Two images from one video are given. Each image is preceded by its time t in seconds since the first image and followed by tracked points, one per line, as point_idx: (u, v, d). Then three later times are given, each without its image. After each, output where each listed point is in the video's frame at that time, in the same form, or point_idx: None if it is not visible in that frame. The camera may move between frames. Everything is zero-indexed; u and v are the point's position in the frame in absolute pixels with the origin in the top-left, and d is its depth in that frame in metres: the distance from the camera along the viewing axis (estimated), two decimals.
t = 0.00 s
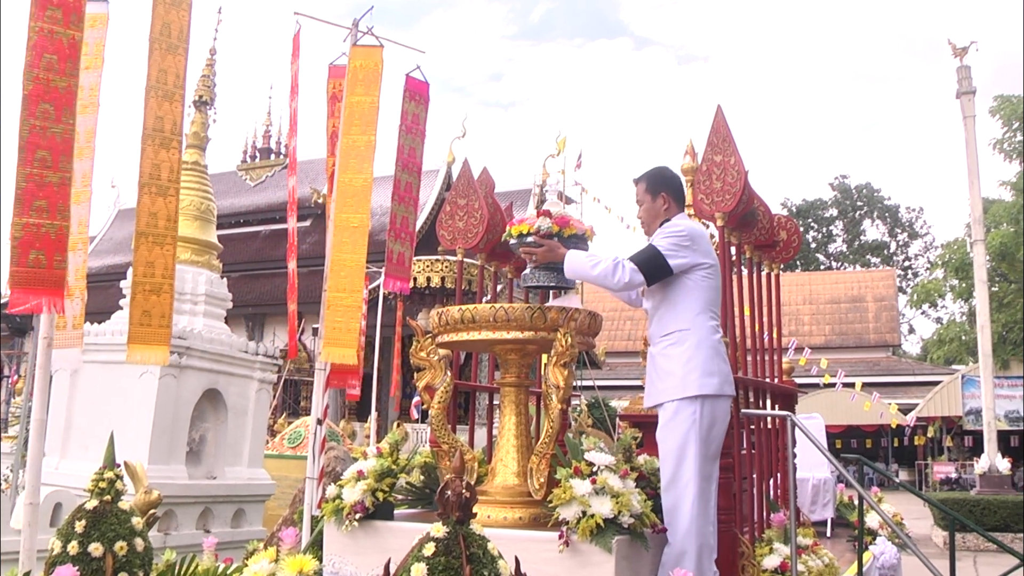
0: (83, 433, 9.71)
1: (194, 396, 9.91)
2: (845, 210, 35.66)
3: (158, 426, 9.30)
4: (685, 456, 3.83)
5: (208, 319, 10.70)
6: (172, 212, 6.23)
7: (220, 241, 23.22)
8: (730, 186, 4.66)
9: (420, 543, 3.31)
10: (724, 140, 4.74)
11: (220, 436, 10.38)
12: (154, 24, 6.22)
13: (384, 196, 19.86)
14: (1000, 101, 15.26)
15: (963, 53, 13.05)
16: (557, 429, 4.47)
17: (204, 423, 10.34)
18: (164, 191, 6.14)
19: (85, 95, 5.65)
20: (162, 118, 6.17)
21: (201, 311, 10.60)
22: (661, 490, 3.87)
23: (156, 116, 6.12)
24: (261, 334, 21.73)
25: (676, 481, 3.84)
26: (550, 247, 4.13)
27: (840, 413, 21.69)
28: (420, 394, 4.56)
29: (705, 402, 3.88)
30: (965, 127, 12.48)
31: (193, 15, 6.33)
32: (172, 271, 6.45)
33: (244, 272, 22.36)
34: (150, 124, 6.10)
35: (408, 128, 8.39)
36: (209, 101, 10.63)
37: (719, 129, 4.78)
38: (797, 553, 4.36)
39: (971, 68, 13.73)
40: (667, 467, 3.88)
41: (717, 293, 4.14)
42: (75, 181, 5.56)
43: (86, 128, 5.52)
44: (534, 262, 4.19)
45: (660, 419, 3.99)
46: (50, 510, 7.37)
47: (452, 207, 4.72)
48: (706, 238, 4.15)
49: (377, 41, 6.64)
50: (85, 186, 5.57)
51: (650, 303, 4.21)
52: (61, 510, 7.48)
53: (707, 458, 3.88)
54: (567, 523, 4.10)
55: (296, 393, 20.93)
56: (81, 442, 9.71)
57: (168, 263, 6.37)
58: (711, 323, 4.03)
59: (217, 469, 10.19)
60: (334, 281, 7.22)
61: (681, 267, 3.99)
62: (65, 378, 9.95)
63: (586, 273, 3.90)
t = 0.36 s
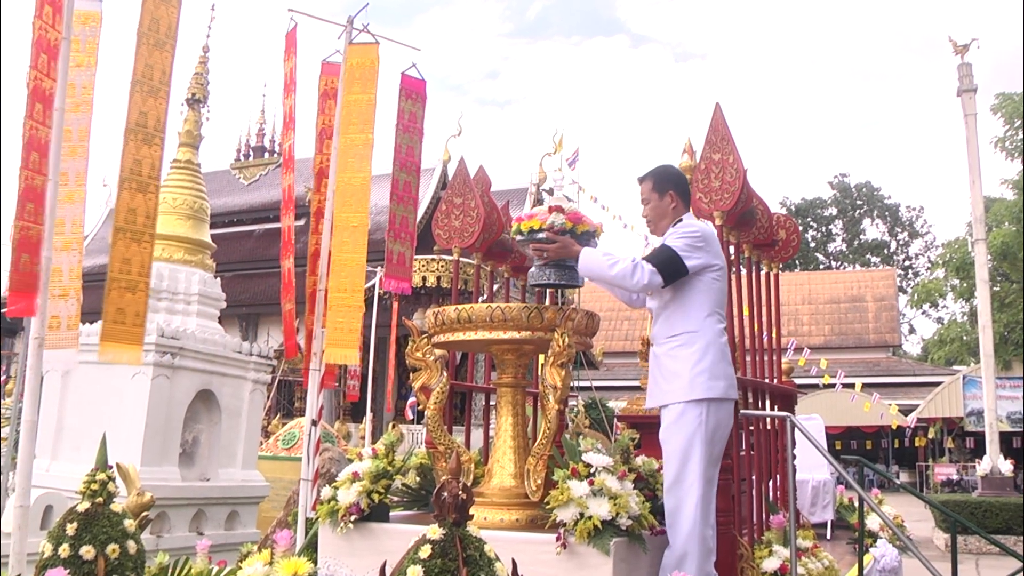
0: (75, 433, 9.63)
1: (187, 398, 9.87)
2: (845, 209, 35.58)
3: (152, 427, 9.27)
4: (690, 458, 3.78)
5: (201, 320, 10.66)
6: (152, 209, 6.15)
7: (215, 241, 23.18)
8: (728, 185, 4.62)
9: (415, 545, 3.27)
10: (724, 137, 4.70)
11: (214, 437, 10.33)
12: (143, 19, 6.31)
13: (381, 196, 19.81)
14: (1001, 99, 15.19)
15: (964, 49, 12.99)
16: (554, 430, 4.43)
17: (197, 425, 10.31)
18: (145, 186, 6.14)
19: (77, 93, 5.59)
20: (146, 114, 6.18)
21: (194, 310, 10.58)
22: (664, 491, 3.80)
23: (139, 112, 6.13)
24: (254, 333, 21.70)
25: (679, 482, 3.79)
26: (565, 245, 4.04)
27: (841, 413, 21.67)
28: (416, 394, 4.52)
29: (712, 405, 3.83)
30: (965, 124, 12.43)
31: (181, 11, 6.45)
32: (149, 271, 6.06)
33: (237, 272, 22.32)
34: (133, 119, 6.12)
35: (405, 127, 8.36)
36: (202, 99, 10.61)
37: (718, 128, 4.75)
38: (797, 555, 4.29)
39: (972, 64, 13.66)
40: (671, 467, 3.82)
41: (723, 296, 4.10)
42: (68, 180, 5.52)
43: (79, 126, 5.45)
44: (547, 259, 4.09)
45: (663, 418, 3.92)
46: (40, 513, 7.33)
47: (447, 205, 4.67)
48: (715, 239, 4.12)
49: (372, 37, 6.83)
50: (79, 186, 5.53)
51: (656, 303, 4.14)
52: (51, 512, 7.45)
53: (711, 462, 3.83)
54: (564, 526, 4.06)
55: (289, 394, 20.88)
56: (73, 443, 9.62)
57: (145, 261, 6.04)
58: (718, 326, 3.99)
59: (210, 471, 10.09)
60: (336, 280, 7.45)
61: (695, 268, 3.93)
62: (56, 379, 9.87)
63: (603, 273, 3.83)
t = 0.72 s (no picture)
0: (57, 439, 9.55)
1: (174, 402, 9.76)
2: (850, 208, 35.34)
3: (138, 431, 9.15)
4: (703, 465, 3.60)
5: (189, 321, 10.57)
6: (121, 205, 6.13)
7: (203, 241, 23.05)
8: (730, 183, 4.50)
9: (409, 551, 3.17)
10: (725, 135, 4.59)
11: (202, 442, 10.22)
12: (125, 10, 6.13)
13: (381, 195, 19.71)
14: (1011, 96, 15.00)
15: (974, 46, 12.82)
16: (551, 435, 4.31)
17: (185, 429, 10.20)
18: (116, 182, 6.03)
19: (58, 88, 5.50)
20: (122, 107, 6.15)
21: (182, 312, 10.51)
22: (675, 498, 3.60)
23: (115, 105, 6.10)
24: (243, 336, 21.63)
25: (692, 491, 3.61)
26: (591, 242, 3.70)
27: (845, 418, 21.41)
28: (409, 398, 4.40)
29: (725, 413, 3.68)
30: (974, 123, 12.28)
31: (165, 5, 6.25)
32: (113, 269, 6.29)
33: (228, 272, 22.25)
34: (108, 112, 6.06)
35: (402, 124, 8.21)
36: (190, 95, 10.51)
37: (719, 125, 4.64)
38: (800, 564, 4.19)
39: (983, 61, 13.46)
40: (682, 472, 3.63)
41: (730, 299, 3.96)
42: (46, 179, 5.42)
43: (60, 124, 5.35)
44: (567, 258, 3.74)
45: (674, 422, 3.71)
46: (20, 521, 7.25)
47: (442, 205, 4.56)
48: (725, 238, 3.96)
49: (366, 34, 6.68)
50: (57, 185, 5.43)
51: (664, 305, 3.93)
52: (32, 521, 7.37)
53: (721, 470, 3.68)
54: (562, 533, 3.96)
55: (281, 398, 20.75)
56: (55, 449, 9.54)
57: (111, 258, 6.23)
58: (729, 332, 3.84)
59: (198, 477, 9.99)
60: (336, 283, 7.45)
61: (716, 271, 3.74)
62: (38, 384, 9.76)
63: (634, 277, 3.53)
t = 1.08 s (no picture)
0: (27, 448, 9.23)
1: (152, 408, 9.57)
2: (852, 209, 35.01)
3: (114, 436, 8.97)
4: (720, 478, 3.37)
5: (167, 324, 10.33)
6: (89, 203, 6.27)
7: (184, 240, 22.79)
8: (727, 182, 4.40)
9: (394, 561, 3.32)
10: (721, 134, 4.50)
11: (181, 449, 10.11)
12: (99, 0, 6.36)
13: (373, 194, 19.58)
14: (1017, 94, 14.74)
15: (981, 42, 12.62)
16: (541, 443, 4.17)
17: (163, 436, 10.06)
18: (85, 177, 6.23)
19: (28, 82, 5.44)
20: (93, 100, 6.27)
21: (160, 314, 10.25)
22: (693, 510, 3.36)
23: (87, 98, 6.22)
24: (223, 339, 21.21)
25: (709, 506, 3.37)
26: (623, 245, 3.33)
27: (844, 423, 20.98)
28: (394, 404, 4.25)
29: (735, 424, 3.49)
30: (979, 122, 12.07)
31: None
32: (78, 269, 6.28)
33: (206, 272, 21.94)
34: (80, 106, 6.17)
35: (391, 121, 8.67)
36: (170, 89, 10.38)
37: (715, 123, 4.56)
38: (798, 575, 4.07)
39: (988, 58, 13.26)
40: (697, 483, 3.39)
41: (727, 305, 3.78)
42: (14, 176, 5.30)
43: (27, 118, 5.29)
44: (595, 260, 3.34)
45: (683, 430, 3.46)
46: None
47: (430, 204, 4.43)
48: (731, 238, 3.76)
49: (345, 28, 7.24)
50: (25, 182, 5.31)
51: (668, 307, 3.67)
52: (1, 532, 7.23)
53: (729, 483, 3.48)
54: (551, 543, 3.84)
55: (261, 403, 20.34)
56: (24, 458, 9.18)
57: (77, 258, 6.22)
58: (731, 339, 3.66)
59: (176, 486, 9.92)
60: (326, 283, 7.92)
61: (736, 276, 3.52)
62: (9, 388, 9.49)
63: (667, 285, 3.25)
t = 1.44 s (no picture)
0: None
1: (124, 414, 9.24)
2: (847, 209, 33.41)
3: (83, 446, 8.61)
4: (725, 492, 3.21)
5: (140, 326, 9.92)
6: (67, 204, 6.10)
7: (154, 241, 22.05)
8: (719, 182, 4.39)
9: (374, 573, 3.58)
10: (713, 132, 4.56)
11: (155, 456, 9.80)
12: None
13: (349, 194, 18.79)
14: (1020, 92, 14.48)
15: (982, 37, 12.34)
16: (526, 450, 4.03)
17: (135, 443, 9.81)
18: (63, 178, 6.03)
19: None
20: (68, 97, 6.09)
21: (133, 317, 9.84)
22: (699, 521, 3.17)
23: (62, 95, 6.04)
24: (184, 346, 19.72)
25: (714, 520, 3.19)
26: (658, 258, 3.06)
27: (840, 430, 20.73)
28: (377, 409, 4.12)
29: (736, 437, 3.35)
30: (980, 119, 11.91)
31: None
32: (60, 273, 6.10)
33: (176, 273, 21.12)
34: (55, 103, 6.02)
35: (370, 117, 8.37)
36: (142, 84, 10.20)
37: (706, 121, 4.56)
38: None
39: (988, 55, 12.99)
40: (703, 494, 3.20)
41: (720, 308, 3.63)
42: None
43: None
44: (627, 275, 3.08)
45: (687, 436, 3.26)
46: None
47: (413, 204, 4.26)
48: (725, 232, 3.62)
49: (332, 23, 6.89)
50: None
51: (674, 308, 3.42)
52: None
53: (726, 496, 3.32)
54: (537, 554, 3.73)
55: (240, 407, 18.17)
56: None
57: (58, 262, 6.05)
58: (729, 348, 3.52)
59: (149, 495, 9.60)
60: (298, 285, 7.56)
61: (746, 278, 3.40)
62: None
63: (705, 301, 3.06)
